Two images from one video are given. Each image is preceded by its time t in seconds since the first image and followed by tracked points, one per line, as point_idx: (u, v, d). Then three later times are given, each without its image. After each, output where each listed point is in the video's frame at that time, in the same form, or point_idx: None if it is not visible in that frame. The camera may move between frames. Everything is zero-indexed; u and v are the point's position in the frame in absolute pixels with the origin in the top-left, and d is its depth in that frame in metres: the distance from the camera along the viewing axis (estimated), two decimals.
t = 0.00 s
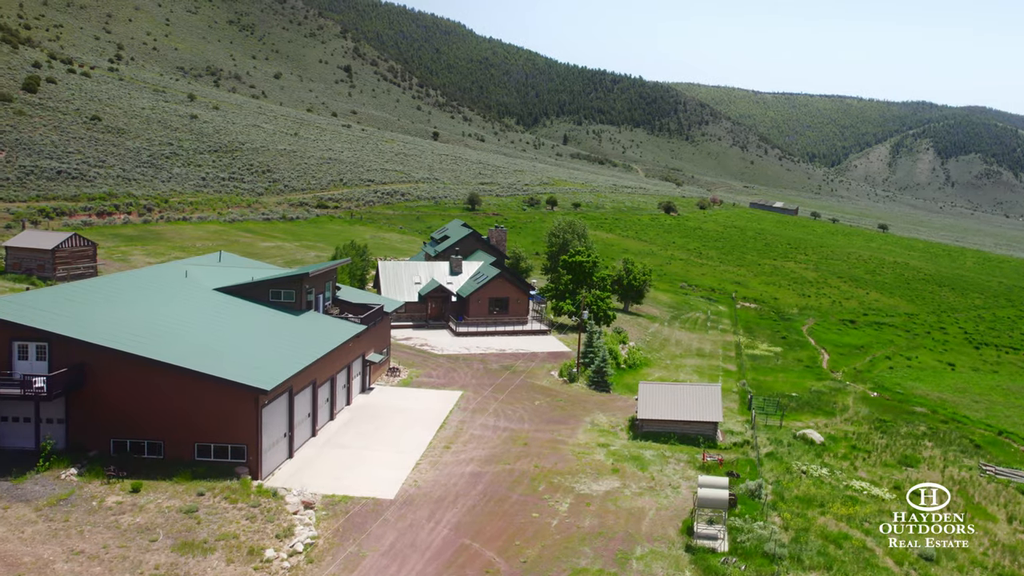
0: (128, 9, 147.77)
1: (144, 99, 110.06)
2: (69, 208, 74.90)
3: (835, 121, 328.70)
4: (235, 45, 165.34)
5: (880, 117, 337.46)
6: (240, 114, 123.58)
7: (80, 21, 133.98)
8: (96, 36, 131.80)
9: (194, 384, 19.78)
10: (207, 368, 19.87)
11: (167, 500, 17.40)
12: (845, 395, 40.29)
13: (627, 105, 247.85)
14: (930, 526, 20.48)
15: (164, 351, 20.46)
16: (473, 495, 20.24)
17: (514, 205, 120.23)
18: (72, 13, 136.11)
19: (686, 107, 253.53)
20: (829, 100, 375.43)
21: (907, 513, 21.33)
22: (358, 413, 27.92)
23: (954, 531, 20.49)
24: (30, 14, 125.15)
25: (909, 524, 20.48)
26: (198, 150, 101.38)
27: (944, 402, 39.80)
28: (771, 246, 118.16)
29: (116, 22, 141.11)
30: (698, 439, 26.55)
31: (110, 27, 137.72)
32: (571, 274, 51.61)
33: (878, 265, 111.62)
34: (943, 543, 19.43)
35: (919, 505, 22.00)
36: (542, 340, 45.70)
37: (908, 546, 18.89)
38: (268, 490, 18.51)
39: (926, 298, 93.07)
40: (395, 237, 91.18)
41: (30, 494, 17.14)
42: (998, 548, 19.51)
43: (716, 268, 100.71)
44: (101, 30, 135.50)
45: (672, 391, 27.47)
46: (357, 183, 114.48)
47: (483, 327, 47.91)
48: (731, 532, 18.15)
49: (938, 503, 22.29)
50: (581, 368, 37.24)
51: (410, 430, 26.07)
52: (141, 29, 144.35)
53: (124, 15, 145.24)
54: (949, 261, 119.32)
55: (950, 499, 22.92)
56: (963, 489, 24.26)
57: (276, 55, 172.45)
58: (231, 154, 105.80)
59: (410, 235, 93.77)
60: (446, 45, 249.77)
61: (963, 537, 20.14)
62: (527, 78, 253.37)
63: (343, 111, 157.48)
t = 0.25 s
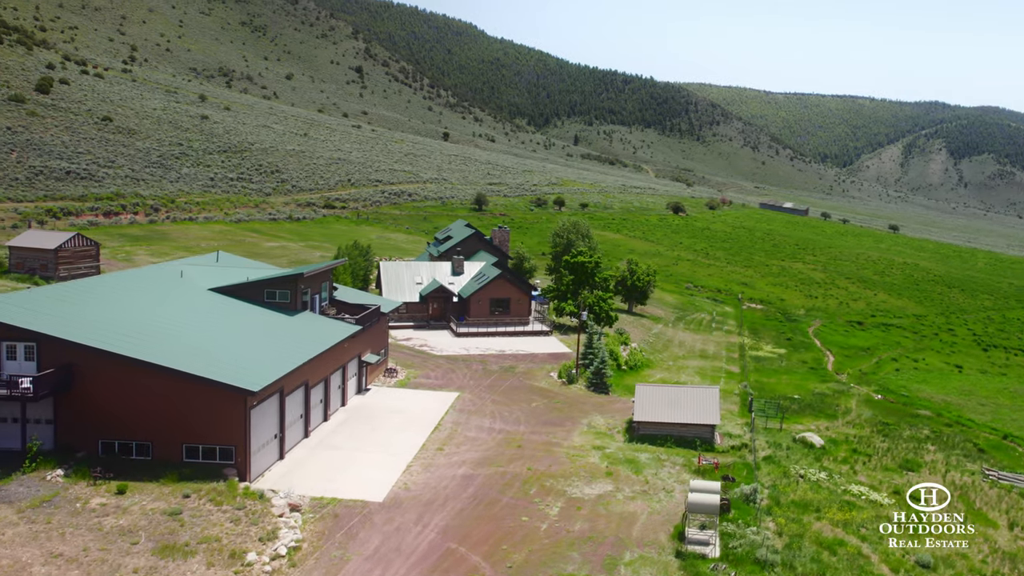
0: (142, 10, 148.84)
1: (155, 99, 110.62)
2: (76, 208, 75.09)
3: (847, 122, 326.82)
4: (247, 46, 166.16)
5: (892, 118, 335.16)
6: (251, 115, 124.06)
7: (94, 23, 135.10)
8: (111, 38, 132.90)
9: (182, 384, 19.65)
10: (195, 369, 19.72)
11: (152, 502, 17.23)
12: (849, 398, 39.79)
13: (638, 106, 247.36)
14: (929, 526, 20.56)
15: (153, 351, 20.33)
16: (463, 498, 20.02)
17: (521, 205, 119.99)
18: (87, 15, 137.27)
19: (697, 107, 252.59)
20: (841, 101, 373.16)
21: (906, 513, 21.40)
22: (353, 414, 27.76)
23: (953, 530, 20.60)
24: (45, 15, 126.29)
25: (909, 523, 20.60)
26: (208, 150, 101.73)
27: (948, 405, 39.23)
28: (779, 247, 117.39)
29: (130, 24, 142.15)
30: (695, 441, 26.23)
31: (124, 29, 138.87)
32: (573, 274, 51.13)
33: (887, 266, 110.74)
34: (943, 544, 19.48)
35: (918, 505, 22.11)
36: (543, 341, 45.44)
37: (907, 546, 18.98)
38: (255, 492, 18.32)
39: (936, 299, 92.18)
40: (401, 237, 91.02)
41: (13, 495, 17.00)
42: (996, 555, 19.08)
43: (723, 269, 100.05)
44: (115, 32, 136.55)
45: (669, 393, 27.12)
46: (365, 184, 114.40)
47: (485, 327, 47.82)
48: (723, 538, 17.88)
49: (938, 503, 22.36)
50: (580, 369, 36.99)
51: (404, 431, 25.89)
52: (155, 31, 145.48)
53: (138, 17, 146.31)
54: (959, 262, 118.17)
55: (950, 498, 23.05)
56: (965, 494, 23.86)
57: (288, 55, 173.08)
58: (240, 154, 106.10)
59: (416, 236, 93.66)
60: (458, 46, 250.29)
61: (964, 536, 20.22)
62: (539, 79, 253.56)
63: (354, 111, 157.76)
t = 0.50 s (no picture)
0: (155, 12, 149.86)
1: (167, 100, 111.19)
2: (83, 208, 75.23)
3: (859, 122, 324.75)
4: (259, 47, 166.80)
5: (905, 118, 332.73)
6: (262, 115, 124.52)
7: (107, 25, 136.06)
8: (124, 39, 133.99)
9: (169, 386, 19.49)
10: (182, 370, 19.54)
11: (136, 504, 17.07)
12: (852, 401, 39.27)
13: (649, 106, 246.70)
14: (929, 525, 20.72)
15: (140, 351, 20.18)
16: (452, 502, 19.79)
17: (528, 205, 119.73)
18: (101, 17, 138.40)
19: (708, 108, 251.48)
20: (853, 101, 370.86)
21: (906, 513, 21.62)
22: (347, 415, 27.58)
23: (955, 530, 20.77)
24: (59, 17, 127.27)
25: (910, 524, 20.79)
26: (217, 151, 102.04)
27: (954, 408, 38.66)
28: (787, 248, 116.56)
29: (144, 26, 143.14)
30: (691, 444, 25.90)
31: (137, 30, 139.93)
32: (574, 275, 50.67)
33: (897, 267, 109.74)
34: (942, 543, 19.64)
35: (919, 505, 22.29)
36: (544, 341, 45.13)
37: (907, 546, 19.10)
38: (240, 494, 18.15)
39: (945, 301, 91.25)
40: (406, 238, 90.83)
41: None
42: (996, 563, 18.65)
43: (730, 269, 99.38)
44: (129, 34, 137.65)
45: (666, 395, 26.83)
46: (372, 184, 114.25)
47: (486, 327, 47.68)
48: (714, 543, 17.63)
49: (937, 503, 22.57)
50: (579, 371, 36.70)
51: (397, 433, 25.69)
52: (168, 32, 146.68)
53: (152, 19, 147.43)
54: (970, 263, 116.96)
55: (949, 498, 23.26)
56: (966, 499, 23.49)
57: (300, 56, 173.72)
58: (249, 155, 106.32)
59: (423, 236, 93.43)
60: (469, 47, 250.70)
61: (965, 536, 20.36)
62: (550, 80, 253.60)
63: (365, 112, 157.96)
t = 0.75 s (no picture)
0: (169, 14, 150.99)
1: (178, 101, 111.75)
2: (90, 208, 75.13)
3: (871, 123, 322.56)
4: (272, 48, 167.49)
5: (918, 119, 330.15)
6: (272, 116, 124.94)
7: (121, 27, 136.85)
8: (138, 41, 135.10)
9: (155, 386, 19.29)
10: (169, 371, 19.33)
11: (120, 507, 16.87)
12: (855, 403, 38.70)
13: (660, 107, 246.04)
14: (929, 525, 20.76)
15: (127, 352, 20.01)
16: (441, 505, 19.55)
17: (536, 206, 119.42)
18: (115, 18, 139.50)
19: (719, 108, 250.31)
20: (866, 101, 368.34)
21: (906, 513, 21.73)
22: (342, 417, 27.39)
23: (956, 530, 20.83)
24: (73, 19, 128.27)
25: (910, 524, 20.86)
26: (226, 151, 102.27)
27: (959, 411, 38.08)
28: (795, 248, 115.73)
29: (157, 27, 144.27)
30: (688, 447, 25.56)
31: (151, 32, 141.10)
32: (576, 276, 50.20)
33: (905, 268, 108.84)
34: (943, 543, 19.70)
35: (919, 505, 22.35)
36: (545, 343, 44.79)
37: (908, 546, 19.18)
38: (226, 497, 17.92)
39: (954, 302, 90.33)
40: (412, 238, 90.59)
41: None
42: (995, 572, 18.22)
43: (737, 270, 98.74)
44: (143, 35, 138.81)
45: (663, 398, 26.53)
46: (380, 185, 114.02)
47: (487, 328, 47.43)
48: (706, 549, 17.33)
49: (938, 503, 22.60)
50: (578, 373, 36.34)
51: (391, 435, 25.47)
52: (182, 34, 148.01)
53: (165, 21, 148.59)
54: (981, 265, 115.77)
55: (950, 499, 23.31)
56: (966, 504, 23.10)
57: (312, 57, 174.32)
58: (259, 155, 106.52)
59: (429, 237, 93.09)
60: (481, 48, 251.09)
61: (965, 536, 20.43)
62: (561, 80, 253.94)
63: (376, 112, 158.20)
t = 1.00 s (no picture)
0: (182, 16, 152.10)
1: (190, 102, 112.33)
2: (97, 208, 75.12)
3: (884, 123, 320.29)
4: (284, 49, 168.32)
5: (931, 120, 327.58)
6: (283, 116, 125.36)
7: (135, 28, 137.72)
8: (152, 42, 136.18)
9: (143, 387, 19.13)
10: (157, 372, 19.18)
11: (104, 509, 16.70)
12: (859, 406, 38.15)
13: (671, 107, 245.40)
14: (929, 526, 20.86)
15: (115, 353, 19.88)
16: (430, 509, 19.32)
17: (544, 206, 119.17)
18: (129, 20, 140.58)
19: (731, 108, 249.20)
20: (879, 101, 365.77)
21: (906, 513, 21.88)
22: (337, 418, 27.23)
23: (956, 529, 20.96)
24: (88, 21, 129.20)
25: (911, 524, 21.00)
26: (236, 151, 102.52)
27: (964, 415, 37.48)
28: (803, 249, 114.95)
29: (171, 29, 145.36)
30: (685, 451, 25.24)
31: (165, 33, 142.24)
32: (578, 276, 49.93)
33: (915, 269, 107.86)
34: (944, 543, 19.84)
35: (919, 505, 22.48)
36: (546, 344, 44.49)
37: (908, 546, 19.28)
38: (211, 499, 17.73)
39: (963, 304, 89.43)
40: (419, 238, 90.41)
41: None
42: None
43: (745, 271, 98.15)
44: (157, 37, 139.89)
45: (659, 400, 26.23)
46: (389, 185, 113.96)
47: (488, 329, 47.18)
48: (697, 555, 17.02)
49: (938, 504, 22.73)
50: (578, 375, 36.01)
51: (385, 437, 25.26)
52: (195, 36, 149.11)
53: (179, 23, 149.75)
54: (993, 266, 114.56)
55: (950, 500, 23.39)
56: (968, 510, 22.70)
57: (324, 58, 174.92)
58: (268, 155, 106.77)
59: (435, 237, 92.82)
60: (492, 49, 251.38)
61: (965, 536, 20.52)
62: (572, 81, 253.86)
63: (387, 113, 158.45)
